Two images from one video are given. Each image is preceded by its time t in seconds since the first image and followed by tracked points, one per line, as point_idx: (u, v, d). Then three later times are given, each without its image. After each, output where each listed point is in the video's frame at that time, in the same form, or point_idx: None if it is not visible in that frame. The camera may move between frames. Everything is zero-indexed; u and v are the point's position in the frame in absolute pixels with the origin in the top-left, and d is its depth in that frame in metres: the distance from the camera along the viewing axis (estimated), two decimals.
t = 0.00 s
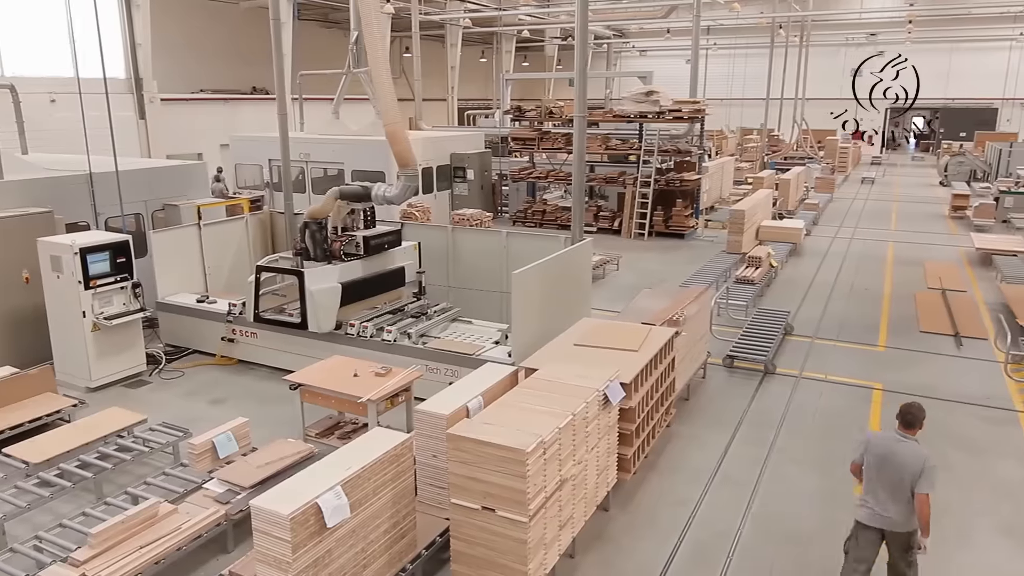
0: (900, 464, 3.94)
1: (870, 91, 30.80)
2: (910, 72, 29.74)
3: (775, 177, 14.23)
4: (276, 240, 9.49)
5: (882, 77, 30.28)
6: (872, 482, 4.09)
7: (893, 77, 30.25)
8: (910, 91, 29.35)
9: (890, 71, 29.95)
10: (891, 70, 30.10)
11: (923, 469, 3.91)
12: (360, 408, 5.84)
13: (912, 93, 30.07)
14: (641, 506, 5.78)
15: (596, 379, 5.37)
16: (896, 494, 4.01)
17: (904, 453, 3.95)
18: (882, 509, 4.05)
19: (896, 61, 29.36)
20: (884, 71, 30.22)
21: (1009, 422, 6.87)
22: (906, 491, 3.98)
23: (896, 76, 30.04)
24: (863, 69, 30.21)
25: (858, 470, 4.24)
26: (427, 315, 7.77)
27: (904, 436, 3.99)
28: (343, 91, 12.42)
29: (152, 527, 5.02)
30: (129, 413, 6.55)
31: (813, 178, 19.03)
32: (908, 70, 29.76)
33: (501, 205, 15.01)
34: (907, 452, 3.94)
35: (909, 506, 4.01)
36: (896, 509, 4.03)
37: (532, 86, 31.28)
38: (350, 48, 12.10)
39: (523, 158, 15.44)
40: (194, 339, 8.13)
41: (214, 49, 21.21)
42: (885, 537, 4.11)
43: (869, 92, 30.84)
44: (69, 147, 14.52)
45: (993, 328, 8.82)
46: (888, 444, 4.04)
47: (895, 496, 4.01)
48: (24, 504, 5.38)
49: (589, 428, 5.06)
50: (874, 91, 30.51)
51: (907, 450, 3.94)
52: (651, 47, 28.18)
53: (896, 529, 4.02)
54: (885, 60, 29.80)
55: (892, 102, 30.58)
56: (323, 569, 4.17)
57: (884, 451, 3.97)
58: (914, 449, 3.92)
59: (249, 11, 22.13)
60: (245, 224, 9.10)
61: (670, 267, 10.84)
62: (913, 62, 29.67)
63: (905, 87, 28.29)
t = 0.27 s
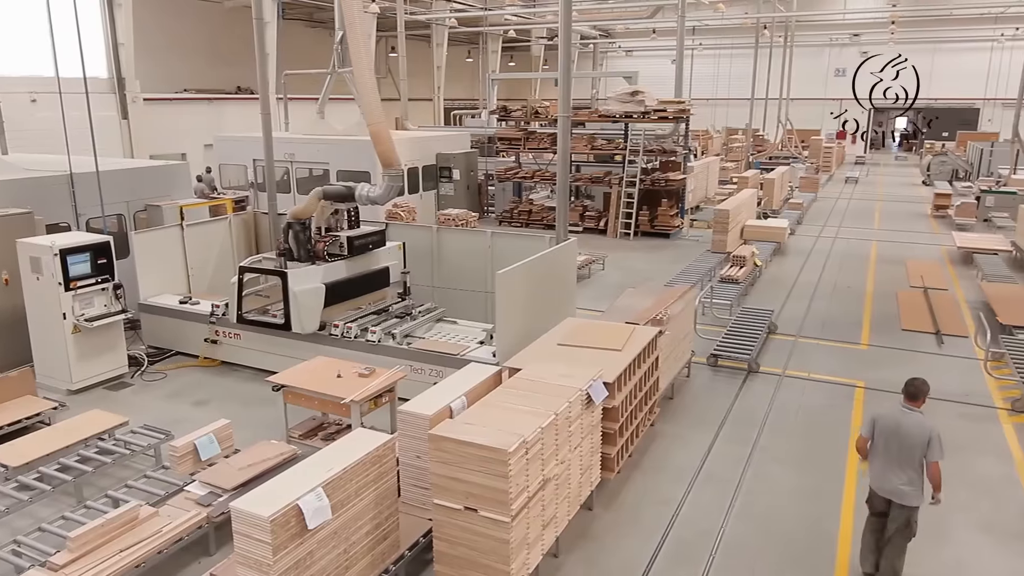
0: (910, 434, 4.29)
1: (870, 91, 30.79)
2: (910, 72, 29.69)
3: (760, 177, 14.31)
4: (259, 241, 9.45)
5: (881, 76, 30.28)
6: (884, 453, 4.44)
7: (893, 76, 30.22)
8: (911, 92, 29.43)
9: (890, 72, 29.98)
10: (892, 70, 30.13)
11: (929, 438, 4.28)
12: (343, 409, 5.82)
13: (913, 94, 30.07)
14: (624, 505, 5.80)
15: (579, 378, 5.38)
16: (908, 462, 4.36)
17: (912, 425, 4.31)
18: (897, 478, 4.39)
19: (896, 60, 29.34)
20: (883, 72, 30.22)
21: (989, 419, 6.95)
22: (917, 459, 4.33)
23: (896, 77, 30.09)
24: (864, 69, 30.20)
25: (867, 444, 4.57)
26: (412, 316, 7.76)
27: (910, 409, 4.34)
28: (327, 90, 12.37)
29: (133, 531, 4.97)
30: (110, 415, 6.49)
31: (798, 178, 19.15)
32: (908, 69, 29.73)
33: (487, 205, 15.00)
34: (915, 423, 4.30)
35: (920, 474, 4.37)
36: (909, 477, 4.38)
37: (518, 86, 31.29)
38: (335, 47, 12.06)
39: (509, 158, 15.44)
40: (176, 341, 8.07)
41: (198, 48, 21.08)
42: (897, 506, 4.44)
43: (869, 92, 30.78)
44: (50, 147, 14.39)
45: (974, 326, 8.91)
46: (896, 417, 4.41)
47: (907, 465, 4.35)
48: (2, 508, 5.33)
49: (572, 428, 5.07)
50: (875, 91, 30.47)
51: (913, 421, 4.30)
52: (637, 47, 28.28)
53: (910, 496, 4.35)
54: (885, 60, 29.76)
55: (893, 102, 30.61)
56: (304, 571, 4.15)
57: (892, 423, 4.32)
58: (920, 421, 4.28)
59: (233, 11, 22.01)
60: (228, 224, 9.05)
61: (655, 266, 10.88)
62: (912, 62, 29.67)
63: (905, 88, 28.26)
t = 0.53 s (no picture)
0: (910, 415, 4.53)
1: (870, 91, 30.78)
2: (910, 72, 29.63)
3: (742, 176, 14.40)
4: (240, 242, 9.39)
5: (881, 76, 30.19)
6: (884, 435, 4.65)
7: (893, 76, 30.15)
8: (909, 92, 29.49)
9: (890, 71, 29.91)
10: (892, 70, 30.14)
11: (925, 419, 4.55)
12: (324, 410, 5.79)
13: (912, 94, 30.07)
14: (605, 504, 5.81)
15: (559, 378, 5.39)
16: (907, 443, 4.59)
17: (910, 406, 4.56)
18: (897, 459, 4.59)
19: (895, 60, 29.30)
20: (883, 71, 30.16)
21: (966, 415, 7.03)
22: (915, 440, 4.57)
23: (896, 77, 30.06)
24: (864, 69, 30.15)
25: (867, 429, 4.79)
26: (394, 316, 7.74)
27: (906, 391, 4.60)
28: (310, 91, 12.32)
29: (110, 535, 4.92)
30: (88, 418, 6.42)
31: (780, 177, 19.28)
32: (907, 69, 29.65)
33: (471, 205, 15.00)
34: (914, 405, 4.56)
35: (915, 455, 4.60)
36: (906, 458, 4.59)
37: (502, 86, 31.30)
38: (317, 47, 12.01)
39: (493, 159, 15.42)
40: (156, 343, 8.00)
41: (178, 48, 20.92)
42: (894, 487, 4.63)
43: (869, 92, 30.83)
44: (27, 148, 14.23)
45: (952, 323, 9.01)
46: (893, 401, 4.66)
47: (906, 447, 4.56)
48: None
49: (552, 427, 5.08)
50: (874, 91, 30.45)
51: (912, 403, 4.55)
52: (621, 48, 28.38)
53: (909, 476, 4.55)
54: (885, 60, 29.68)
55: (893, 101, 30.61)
56: (282, 574, 4.12)
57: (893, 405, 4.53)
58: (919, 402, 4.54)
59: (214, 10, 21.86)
60: (209, 225, 8.99)
61: (638, 266, 10.92)
62: (912, 63, 29.58)
63: (905, 87, 28.08)
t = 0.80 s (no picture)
0: (905, 389, 4.97)
1: (870, 91, 30.66)
2: (910, 72, 29.41)
3: (724, 176, 14.47)
4: (221, 243, 9.35)
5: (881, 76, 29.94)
6: (879, 407, 5.12)
7: (893, 77, 29.94)
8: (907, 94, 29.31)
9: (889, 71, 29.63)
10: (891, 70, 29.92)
11: (920, 393, 4.98)
12: (304, 411, 5.75)
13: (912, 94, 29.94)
14: (587, 503, 5.83)
15: (540, 377, 5.39)
16: (902, 415, 5.04)
17: (906, 381, 5.00)
18: (891, 429, 5.05)
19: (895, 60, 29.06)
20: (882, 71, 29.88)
21: (943, 412, 7.11)
22: (909, 413, 5.01)
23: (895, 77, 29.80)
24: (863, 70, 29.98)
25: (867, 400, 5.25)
26: (376, 317, 7.71)
27: (905, 367, 5.01)
28: (291, 90, 12.25)
29: (85, 539, 4.86)
30: (65, 421, 6.35)
31: (762, 176, 19.39)
32: (907, 69, 29.44)
33: (454, 205, 14.97)
34: (909, 380, 4.99)
35: (910, 425, 5.07)
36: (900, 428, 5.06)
37: (486, 86, 31.27)
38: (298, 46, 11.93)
39: (476, 159, 15.39)
40: (135, 345, 7.93)
41: (157, 46, 20.74)
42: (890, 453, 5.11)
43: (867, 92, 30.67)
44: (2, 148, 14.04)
45: (930, 320, 9.12)
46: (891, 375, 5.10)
47: (901, 418, 5.02)
48: None
49: (532, 427, 5.08)
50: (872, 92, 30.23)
51: (909, 378, 4.98)
52: (605, 48, 28.43)
53: (901, 445, 5.03)
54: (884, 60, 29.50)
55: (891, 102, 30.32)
56: None
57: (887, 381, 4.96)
58: (914, 377, 4.97)
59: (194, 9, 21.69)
60: (188, 226, 8.93)
61: (621, 265, 10.95)
62: (911, 62, 29.34)
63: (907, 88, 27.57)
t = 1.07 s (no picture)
0: (906, 381, 5.11)
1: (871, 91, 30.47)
2: (910, 72, 29.17)
3: (709, 176, 14.55)
4: (204, 243, 9.31)
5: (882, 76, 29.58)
6: (881, 398, 5.26)
7: (893, 77, 29.64)
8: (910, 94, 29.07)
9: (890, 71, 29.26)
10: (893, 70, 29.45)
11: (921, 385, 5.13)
12: (286, 413, 5.72)
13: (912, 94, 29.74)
14: (570, 502, 5.84)
15: (522, 377, 5.40)
16: (903, 406, 5.19)
17: (907, 373, 5.14)
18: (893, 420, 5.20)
19: (898, 60, 28.73)
20: (884, 71, 29.60)
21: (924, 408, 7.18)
22: (909, 404, 5.16)
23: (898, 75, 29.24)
24: (863, 69, 29.71)
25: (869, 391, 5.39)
26: (360, 318, 7.69)
27: (907, 360, 5.16)
28: (275, 90, 12.20)
29: (63, 544, 4.80)
30: (44, 424, 6.28)
31: (747, 176, 19.51)
32: (907, 69, 29.16)
33: (440, 205, 14.95)
34: (910, 372, 5.14)
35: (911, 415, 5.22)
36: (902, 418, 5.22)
37: (472, 86, 31.26)
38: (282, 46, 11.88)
39: (462, 159, 15.38)
40: (116, 347, 7.86)
41: (139, 46, 20.58)
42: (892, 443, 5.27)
43: (869, 92, 30.50)
44: None
45: (912, 318, 9.20)
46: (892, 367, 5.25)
47: (902, 408, 5.17)
48: None
49: (514, 427, 5.08)
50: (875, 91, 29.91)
51: (909, 370, 5.12)
52: (591, 48, 28.51)
53: (903, 434, 5.19)
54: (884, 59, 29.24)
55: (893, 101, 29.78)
56: None
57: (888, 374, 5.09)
58: (914, 369, 5.11)
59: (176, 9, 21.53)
60: (171, 226, 8.89)
61: (607, 264, 10.99)
62: (910, 62, 29.03)
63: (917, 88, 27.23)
